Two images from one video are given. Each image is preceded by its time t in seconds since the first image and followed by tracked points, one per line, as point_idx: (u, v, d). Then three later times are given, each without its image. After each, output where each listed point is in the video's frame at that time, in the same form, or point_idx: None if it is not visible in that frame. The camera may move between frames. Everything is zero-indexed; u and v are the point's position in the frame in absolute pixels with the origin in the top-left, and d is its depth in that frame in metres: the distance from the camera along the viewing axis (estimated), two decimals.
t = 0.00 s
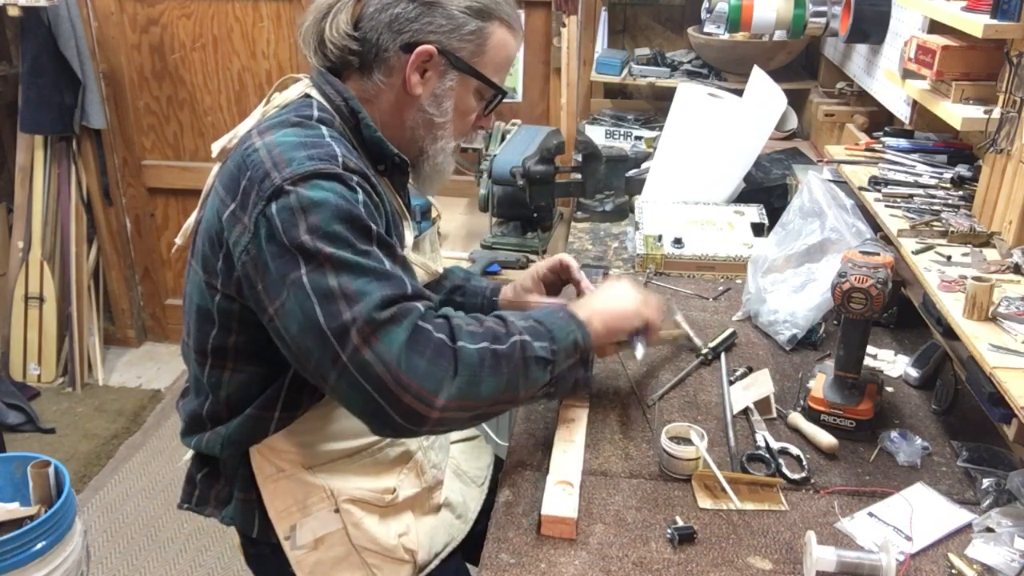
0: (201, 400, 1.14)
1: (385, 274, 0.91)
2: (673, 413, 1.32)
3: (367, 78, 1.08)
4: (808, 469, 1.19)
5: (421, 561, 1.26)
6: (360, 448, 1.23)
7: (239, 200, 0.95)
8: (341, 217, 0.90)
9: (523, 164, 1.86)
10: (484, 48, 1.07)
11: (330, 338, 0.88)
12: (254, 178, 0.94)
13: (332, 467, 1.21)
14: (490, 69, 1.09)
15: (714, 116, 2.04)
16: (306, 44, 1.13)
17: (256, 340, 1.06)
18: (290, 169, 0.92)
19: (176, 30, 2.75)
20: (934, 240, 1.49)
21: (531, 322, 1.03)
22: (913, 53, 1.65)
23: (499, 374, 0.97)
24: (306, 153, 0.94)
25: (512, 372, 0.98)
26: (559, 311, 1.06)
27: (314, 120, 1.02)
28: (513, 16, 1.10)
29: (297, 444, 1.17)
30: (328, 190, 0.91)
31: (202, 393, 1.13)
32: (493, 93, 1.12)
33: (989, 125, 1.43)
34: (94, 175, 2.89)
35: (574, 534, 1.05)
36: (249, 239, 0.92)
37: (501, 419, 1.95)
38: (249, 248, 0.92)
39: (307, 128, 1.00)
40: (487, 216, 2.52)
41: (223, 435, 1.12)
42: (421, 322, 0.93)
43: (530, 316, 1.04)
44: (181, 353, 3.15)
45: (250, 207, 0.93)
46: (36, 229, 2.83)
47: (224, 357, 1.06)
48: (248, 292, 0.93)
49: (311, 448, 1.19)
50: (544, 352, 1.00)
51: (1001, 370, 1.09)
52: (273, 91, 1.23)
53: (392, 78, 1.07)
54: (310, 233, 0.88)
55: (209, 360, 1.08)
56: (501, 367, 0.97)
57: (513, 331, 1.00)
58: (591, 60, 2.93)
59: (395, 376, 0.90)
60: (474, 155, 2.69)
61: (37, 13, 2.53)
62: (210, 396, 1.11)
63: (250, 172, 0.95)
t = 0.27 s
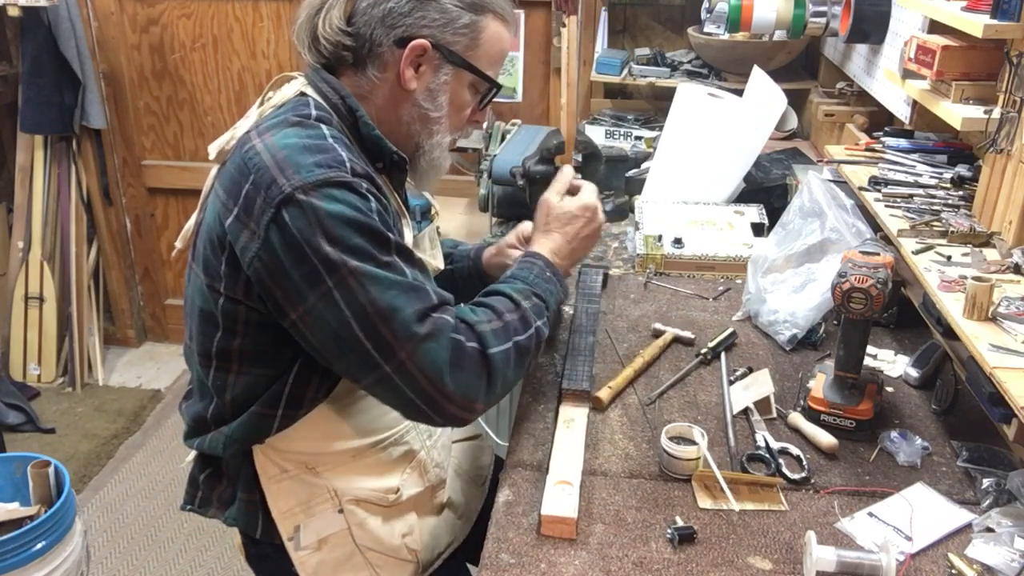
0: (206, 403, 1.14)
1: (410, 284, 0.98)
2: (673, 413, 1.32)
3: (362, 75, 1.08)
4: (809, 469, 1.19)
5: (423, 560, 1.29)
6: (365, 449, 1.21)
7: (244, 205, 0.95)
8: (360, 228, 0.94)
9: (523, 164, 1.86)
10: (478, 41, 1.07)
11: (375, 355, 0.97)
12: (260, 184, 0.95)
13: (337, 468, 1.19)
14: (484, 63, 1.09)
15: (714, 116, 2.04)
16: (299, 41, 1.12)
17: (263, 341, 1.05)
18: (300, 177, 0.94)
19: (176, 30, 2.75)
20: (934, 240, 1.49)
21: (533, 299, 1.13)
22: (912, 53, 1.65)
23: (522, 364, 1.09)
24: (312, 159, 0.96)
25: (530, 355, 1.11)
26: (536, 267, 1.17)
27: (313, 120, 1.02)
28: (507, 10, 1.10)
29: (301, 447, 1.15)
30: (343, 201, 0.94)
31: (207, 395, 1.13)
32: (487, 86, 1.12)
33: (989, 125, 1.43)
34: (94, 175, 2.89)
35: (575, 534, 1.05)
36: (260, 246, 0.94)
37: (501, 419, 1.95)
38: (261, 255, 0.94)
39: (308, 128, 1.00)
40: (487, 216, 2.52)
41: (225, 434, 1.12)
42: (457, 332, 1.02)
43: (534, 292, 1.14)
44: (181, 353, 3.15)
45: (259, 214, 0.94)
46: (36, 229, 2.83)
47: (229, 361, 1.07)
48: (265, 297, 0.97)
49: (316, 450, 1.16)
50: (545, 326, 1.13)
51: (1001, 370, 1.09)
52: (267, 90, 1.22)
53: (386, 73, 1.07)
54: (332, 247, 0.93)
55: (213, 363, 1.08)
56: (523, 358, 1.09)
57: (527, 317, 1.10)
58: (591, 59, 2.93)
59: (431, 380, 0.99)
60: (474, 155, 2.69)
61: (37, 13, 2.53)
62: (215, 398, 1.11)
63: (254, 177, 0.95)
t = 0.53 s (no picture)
0: (205, 403, 1.14)
1: (406, 296, 0.99)
2: (673, 413, 1.32)
3: (364, 77, 1.08)
4: (809, 469, 1.19)
5: (424, 560, 1.30)
6: (363, 447, 1.21)
7: (245, 205, 0.95)
8: (361, 237, 0.95)
9: (523, 164, 1.86)
10: (480, 43, 1.08)
11: (368, 365, 0.98)
12: (262, 185, 0.95)
13: (336, 467, 1.20)
14: (485, 64, 1.10)
15: (714, 116, 2.04)
16: (301, 44, 1.12)
17: (264, 341, 1.05)
18: (303, 181, 0.94)
19: (176, 30, 2.75)
20: (935, 241, 1.49)
21: (517, 314, 1.13)
22: (913, 53, 1.65)
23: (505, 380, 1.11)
24: (317, 162, 0.95)
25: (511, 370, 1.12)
26: (518, 281, 1.17)
27: (317, 121, 1.02)
28: (507, 12, 1.11)
29: (300, 446, 1.15)
30: (345, 208, 0.94)
31: (207, 394, 1.13)
32: (488, 87, 1.13)
33: (989, 125, 1.43)
34: (94, 175, 2.89)
35: (575, 534, 1.05)
36: (259, 248, 0.94)
37: (500, 419, 1.95)
38: (259, 257, 0.94)
39: (313, 129, 1.00)
40: (487, 217, 2.52)
41: (225, 433, 1.12)
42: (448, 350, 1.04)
43: (516, 302, 1.14)
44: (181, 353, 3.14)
45: (259, 215, 0.94)
46: (36, 229, 2.83)
47: (229, 360, 1.06)
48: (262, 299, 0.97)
49: (315, 449, 1.17)
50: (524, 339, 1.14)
51: (1001, 370, 1.09)
52: (269, 91, 1.22)
53: (388, 75, 1.07)
54: (333, 256, 0.93)
55: (214, 363, 1.08)
56: (506, 374, 1.11)
57: (512, 333, 1.12)
58: (591, 59, 2.93)
59: (422, 394, 1.01)
60: (474, 155, 2.69)
61: (37, 13, 2.53)
62: (215, 398, 1.11)
63: (257, 177, 0.95)
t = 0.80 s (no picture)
0: (207, 402, 1.14)
1: (415, 289, 0.99)
2: (673, 413, 1.32)
3: (364, 76, 1.08)
4: (809, 469, 1.19)
5: (423, 559, 1.30)
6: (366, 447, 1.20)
7: (249, 203, 0.95)
8: (367, 231, 0.95)
9: (523, 164, 1.86)
10: (480, 43, 1.08)
11: (379, 357, 0.98)
12: (266, 183, 0.94)
13: (338, 467, 1.19)
14: (486, 64, 1.10)
15: (714, 116, 2.03)
16: (302, 43, 1.12)
17: (267, 339, 1.05)
18: (307, 178, 0.93)
19: (176, 30, 2.75)
20: (934, 240, 1.49)
21: (538, 308, 1.13)
22: (912, 53, 1.65)
23: (522, 373, 1.11)
24: (321, 159, 0.95)
25: (531, 363, 1.12)
26: (543, 276, 1.17)
27: (319, 119, 1.02)
28: (508, 12, 1.11)
29: (301, 445, 1.15)
30: (350, 203, 0.94)
31: (209, 392, 1.13)
32: (488, 87, 1.13)
33: (988, 125, 1.43)
34: (94, 175, 2.89)
35: (575, 533, 1.05)
36: (264, 246, 0.94)
37: (500, 419, 1.95)
38: (264, 255, 0.94)
39: (316, 127, 1.00)
40: (487, 217, 2.52)
41: (226, 430, 1.11)
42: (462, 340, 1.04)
43: (536, 296, 1.14)
44: (181, 354, 3.15)
45: (264, 213, 0.94)
46: (36, 229, 2.83)
47: (232, 358, 1.06)
48: (268, 296, 0.97)
49: (315, 448, 1.17)
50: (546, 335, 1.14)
51: (1001, 370, 1.09)
52: (271, 91, 1.22)
53: (388, 73, 1.07)
54: (341, 250, 0.93)
55: (217, 361, 1.08)
56: (524, 367, 1.11)
57: (532, 326, 1.12)
58: (591, 59, 2.93)
59: (435, 385, 1.01)
60: (474, 155, 2.69)
61: (37, 13, 2.53)
62: (217, 397, 1.11)
63: (261, 176, 0.95)
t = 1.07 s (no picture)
0: (209, 401, 1.14)
1: (424, 286, 0.99)
2: (673, 413, 1.32)
3: (366, 76, 1.08)
4: (809, 469, 1.19)
5: (424, 559, 1.29)
6: (368, 447, 1.20)
7: (255, 203, 0.95)
8: (375, 229, 0.95)
9: (523, 164, 1.86)
10: (482, 44, 1.08)
11: (388, 354, 0.98)
12: (272, 183, 0.94)
13: (339, 466, 1.20)
14: (487, 66, 1.10)
15: (715, 116, 2.03)
16: (305, 42, 1.12)
17: (270, 338, 1.04)
18: (314, 177, 0.93)
19: (176, 30, 2.75)
20: (934, 240, 1.49)
21: (547, 310, 1.14)
22: (913, 53, 1.65)
23: (533, 371, 1.11)
24: (327, 158, 0.95)
25: (541, 363, 1.12)
26: (551, 282, 1.18)
27: (324, 119, 1.02)
28: (510, 13, 1.11)
29: (302, 445, 1.15)
30: (357, 201, 0.94)
31: (211, 392, 1.13)
32: (490, 89, 1.13)
33: (989, 125, 1.43)
34: (94, 175, 2.89)
35: (575, 533, 1.05)
36: (271, 245, 0.93)
37: (500, 419, 1.94)
38: (271, 254, 0.94)
39: (320, 126, 1.00)
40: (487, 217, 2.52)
41: (228, 429, 1.12)
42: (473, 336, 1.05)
43: (547, 300, 1.15)
44: (181, 354, 3.15)
45: (271, 212, 0.94)
46: (36, 229, 2.83)
47: (236, 358, 1.06)
48: (275, 296, 0.97)
49: (317, 448, 1.17)
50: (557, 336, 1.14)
51: (1001, 370, 1.09)
52: (273, 91, 1.21)
53: (390, 73, 1.07)
54: (349, 248, 0.93)
55: (220, 361, 1.07)
56: (534, 365, 1.11)
57: (542, 327, 1.12)
58: (591, 60, 2.93)
59: (445, 380, 1.01)
60: (474, 155, 2.69)
61: (37, 13, 2.53)
62: (219, 396, 1.11)
63: (266, 175, 0.95)
